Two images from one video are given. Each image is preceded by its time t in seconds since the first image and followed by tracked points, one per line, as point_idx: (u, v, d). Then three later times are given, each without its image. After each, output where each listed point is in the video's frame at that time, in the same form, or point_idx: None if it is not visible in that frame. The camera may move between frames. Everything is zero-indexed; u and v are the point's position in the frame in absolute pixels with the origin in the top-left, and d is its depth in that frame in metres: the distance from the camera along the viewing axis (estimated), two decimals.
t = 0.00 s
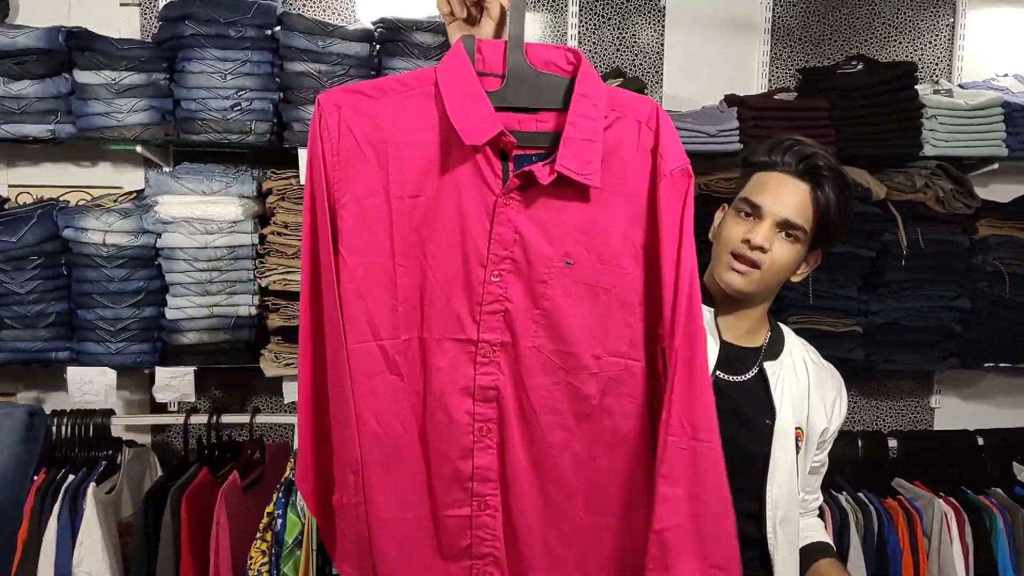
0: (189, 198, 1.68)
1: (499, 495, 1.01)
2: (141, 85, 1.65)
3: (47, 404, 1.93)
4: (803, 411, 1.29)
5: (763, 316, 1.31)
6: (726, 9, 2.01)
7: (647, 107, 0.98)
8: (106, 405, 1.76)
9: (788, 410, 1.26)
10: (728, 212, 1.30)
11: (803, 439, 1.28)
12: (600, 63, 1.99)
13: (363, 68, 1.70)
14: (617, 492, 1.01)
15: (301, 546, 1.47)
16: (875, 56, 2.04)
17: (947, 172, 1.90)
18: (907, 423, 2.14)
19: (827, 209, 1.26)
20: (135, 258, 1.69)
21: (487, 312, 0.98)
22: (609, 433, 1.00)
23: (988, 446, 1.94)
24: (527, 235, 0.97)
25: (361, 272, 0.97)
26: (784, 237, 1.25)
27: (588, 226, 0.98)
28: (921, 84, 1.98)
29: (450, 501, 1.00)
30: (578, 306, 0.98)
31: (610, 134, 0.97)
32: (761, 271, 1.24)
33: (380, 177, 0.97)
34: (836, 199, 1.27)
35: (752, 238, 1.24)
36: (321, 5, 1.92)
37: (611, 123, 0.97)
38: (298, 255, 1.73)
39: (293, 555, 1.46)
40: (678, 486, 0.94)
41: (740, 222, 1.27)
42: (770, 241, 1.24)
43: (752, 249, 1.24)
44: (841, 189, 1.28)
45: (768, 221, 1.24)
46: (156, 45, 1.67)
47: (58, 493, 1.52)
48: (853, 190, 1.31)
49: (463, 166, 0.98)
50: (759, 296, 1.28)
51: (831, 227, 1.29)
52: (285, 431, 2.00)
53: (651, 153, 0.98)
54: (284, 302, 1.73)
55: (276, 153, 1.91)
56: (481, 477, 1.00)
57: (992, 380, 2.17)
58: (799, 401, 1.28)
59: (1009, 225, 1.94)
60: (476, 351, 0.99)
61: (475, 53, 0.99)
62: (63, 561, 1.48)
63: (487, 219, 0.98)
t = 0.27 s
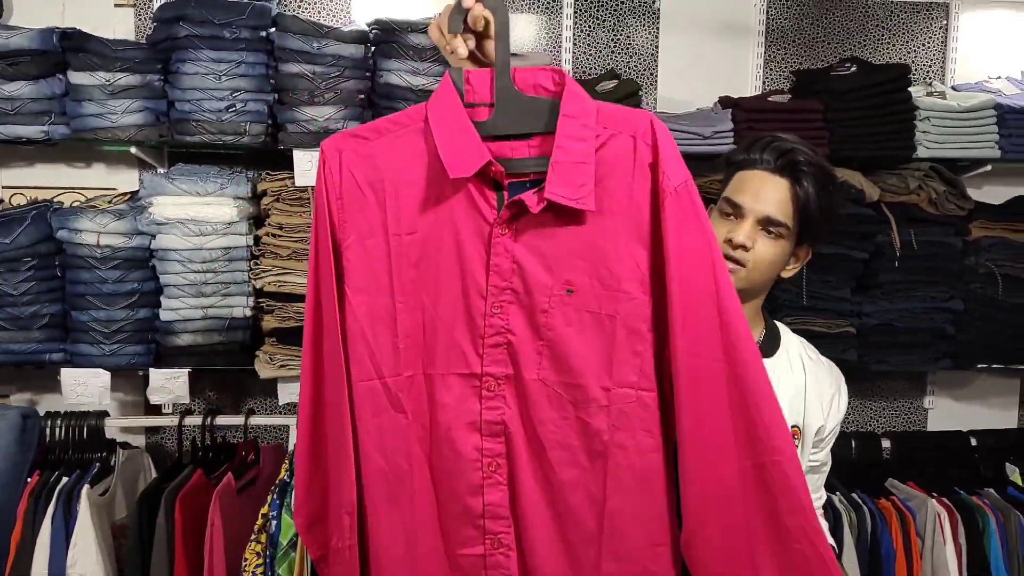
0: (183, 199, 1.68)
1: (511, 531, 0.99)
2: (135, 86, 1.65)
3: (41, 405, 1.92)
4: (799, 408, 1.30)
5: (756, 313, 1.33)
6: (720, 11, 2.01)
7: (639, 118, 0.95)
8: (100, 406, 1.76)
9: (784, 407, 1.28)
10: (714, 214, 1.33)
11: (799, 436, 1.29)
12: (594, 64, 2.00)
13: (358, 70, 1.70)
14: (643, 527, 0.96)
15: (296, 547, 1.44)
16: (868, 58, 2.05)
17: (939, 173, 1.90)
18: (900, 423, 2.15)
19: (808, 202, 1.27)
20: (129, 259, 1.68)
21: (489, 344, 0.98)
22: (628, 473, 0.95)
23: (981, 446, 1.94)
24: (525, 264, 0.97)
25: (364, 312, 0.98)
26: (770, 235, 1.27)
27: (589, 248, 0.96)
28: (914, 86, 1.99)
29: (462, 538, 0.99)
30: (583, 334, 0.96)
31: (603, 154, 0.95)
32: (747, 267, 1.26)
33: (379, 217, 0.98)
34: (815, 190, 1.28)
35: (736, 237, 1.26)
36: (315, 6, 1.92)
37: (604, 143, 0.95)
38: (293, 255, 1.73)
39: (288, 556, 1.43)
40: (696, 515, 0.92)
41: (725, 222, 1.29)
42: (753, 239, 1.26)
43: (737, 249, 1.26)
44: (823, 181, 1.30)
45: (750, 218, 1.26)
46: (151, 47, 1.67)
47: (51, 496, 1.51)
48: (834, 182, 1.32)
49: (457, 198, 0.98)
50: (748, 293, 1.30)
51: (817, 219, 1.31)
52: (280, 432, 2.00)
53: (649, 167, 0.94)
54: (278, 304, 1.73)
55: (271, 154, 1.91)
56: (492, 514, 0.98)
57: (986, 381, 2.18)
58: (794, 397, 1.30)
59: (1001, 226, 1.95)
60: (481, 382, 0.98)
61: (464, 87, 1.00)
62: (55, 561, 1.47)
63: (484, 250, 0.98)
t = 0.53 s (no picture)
0: (178, 195, 1.67)
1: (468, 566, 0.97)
2: (130, 82, 1.64)
3: (35, 402, 1.92)
4: (783, 407, 1.29)
5: (736, 308, 1.32)
6: (716, 8, 2.01)
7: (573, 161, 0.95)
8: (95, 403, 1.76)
9: (766, 408, 1.27)
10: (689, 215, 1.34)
11: (782, 436, 1.29)
12: (591, 61, 1.99)
13: (354, 65, 1.69)
14: (594, 564, 0.96)
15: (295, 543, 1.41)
16: (864, 55, 2.05)
17: (935, 170, 1.91)
18: (895, 420, 2.16)
19: (769, 197, 1.24)
20: (124, 256, 1.68)
21: (436, 383, 0.94)
22: (576, 507, 0.94)
23: (976, 442, 1.95)
24: (470, 301, 0.94)
25: (306, 354, 0.93)
26: (733, 232, 1.26)
27: (534, 286, 0.94)
28: (910, 83, 1.99)
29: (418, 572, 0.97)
30: (528, 370, 0.94)
31: (543, 194, 0.94)
32: (712, 266, 1.26)
33: (318, 256, 0.93)
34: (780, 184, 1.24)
35: (699, 237, 1.26)
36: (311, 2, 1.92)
37: (542, 181, 0.94)
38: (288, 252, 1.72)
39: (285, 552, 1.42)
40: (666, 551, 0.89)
41: (694, 222, 1.29)
42: (715, 239, 1.25)
43: (700, 251, 1.26)
44: (791, 174, 1.25)
45: (713, 217, 1.26)
46: (145, 42, 1.66)
47: (47, 491, 1.52)
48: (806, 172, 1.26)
49: (397, 233, 0.95)
50: (722, 289, 1.29)
51: (787, 212, 1.26)
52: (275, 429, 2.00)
53: (592, 208, 0.94)
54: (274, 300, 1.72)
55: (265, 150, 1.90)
56: (447, 552, 0.95)
57: (981, 377, 2.18)
58: (778, 397, 1.29)
59: (997, 223, 1.95)
60: (429, 417, 0.95)
61: (403, 131, 0.98)
62: (51, 559, 1.47)
63: (429, 289, 0.95)
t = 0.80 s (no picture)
0: (182, 195, 1.67)
1: None
2: (133, 82, 1.65)
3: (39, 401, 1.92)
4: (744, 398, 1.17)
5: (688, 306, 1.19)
6: (719, 7, 2.01)
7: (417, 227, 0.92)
8: (99, 402, 1.76)
9: (722, 402, 1.16)
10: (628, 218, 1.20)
11: (744, 430, 1.17)
12: (593, 60, 1.99)
13: (357, 65, 1.70)
14: None
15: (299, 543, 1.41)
16: (867, 54, 2.05)
17: (938, 169, 1.91)
18: (899, 419, 2.15)
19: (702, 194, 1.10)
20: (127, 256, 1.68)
21: (298, 454, 0.87)
22: None
23: (980, 442, 1.95)
24: (333, 362, 0.87)
25: (160, 416, 0.81)
26: (672, 234, 1.12)
27: (394, 347, 0.87)
28: (913, 81, 1.99)
29: None
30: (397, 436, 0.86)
31: (394, 253, 0.90)
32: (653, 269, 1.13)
33: (168, 321, 0.82)
34: (717, 180, 1.10)
35: (637, 241, 1.12)
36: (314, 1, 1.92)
37: (392, 242, 0.90)
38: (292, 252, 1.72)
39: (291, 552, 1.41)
40: None
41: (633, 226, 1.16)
42: (653, 241, 1.12)
43: (640, 256, 1.13)
44: (729, 168, 1.10)
45: (649, 220, 1.13)
46: (149, 42, 1.66)
47: (50, 492, 1.53)
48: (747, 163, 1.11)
49: (256, 289, 0.87)
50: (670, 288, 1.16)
51: (727, 208, 1.12)
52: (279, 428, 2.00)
53: (437, 267, 0.91)
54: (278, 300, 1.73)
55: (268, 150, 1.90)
56: None
57: (984, 376, 2.18)
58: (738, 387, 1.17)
59: (1000, 222, 1.95)
60: (294, 470, 0.87)
61: (256, 200, 0.90)
62: (55, 560, 1.47)
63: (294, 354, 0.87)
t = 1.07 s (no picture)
0: (188, 193, 1.67)
1: None
2: (139, 80, 1.65)
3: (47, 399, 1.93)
4: (658, 385, 1.12)
5: (600, 304, 1.12)
6: (725, 3, 2.01)
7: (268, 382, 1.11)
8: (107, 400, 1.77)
9: (634, 388, 1.10)
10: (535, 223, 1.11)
11: (663, 417, 1.12)
12: (599, 57, 1.99)
13: (362, 63, 1.70)
14: None
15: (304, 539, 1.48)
16: (874, 50, 2.04)
17: (947, 166, 1.90)
18: (906, 417, 2.15)
19: (594, 198, 0.99)
20: (134, 254, 1.69)
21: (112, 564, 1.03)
22: None
23: (987, 439, 1.94)
24: (160, 483, 1.06)
25: None
26: (572, 238, 1.02)
27: (213, 471, 1.07)
28: (921, 78, 1.98)
29: None
30: (177, 555, 1.05)
31: (239, 395, 1.09)
32: (556, 274, 1.05)
33: (23, 444, 1.01)
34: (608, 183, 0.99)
35: (537, 249, 1.04)
36: None
37: (235, 395, 1.09)
38: (298, 250, 1.73)
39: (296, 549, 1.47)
40: None
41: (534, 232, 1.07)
42: (551, 248, 1.03)
43: (542, 260, 1.04)
44: (627, 163, 1.01)
45: (545, 227, 1.03)
46: (155, 41, 1.67)
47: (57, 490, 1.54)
48: (638, 163, 1.01)
49: (121, 417, 1.06)
50: (578, 289, 1.09)
51: (625, 206, 1.01)
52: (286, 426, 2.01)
53: (272, 428, 1.09)
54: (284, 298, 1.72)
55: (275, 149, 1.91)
56: None
57: (992, 374, 2.17)
58: (654, 374, 1.12)
59: (1008, 219, 1.94)
60: (118, 566, 1.03)
61: (123, 348, 1.08)
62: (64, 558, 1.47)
63: (127, 474, 1.05)
